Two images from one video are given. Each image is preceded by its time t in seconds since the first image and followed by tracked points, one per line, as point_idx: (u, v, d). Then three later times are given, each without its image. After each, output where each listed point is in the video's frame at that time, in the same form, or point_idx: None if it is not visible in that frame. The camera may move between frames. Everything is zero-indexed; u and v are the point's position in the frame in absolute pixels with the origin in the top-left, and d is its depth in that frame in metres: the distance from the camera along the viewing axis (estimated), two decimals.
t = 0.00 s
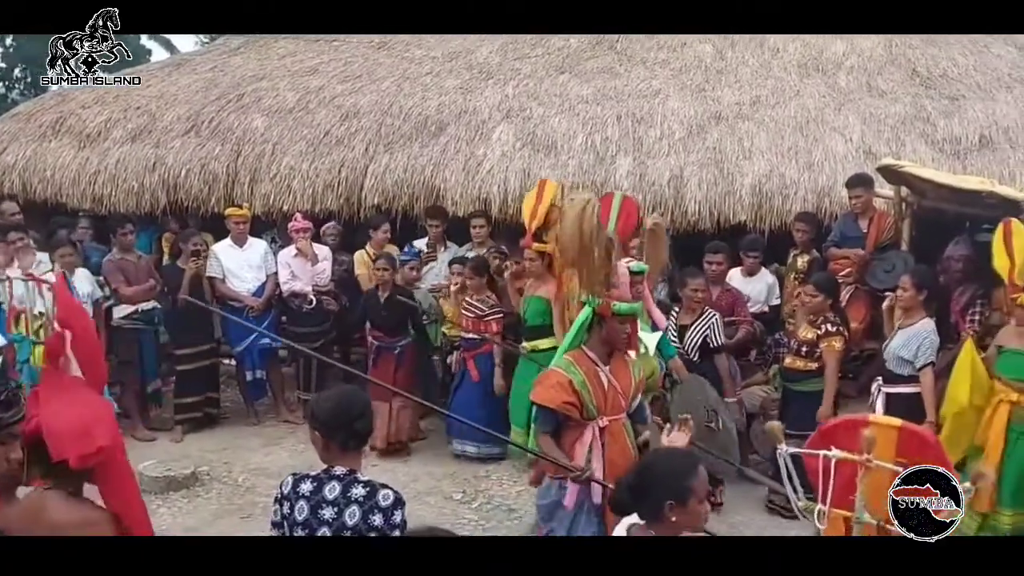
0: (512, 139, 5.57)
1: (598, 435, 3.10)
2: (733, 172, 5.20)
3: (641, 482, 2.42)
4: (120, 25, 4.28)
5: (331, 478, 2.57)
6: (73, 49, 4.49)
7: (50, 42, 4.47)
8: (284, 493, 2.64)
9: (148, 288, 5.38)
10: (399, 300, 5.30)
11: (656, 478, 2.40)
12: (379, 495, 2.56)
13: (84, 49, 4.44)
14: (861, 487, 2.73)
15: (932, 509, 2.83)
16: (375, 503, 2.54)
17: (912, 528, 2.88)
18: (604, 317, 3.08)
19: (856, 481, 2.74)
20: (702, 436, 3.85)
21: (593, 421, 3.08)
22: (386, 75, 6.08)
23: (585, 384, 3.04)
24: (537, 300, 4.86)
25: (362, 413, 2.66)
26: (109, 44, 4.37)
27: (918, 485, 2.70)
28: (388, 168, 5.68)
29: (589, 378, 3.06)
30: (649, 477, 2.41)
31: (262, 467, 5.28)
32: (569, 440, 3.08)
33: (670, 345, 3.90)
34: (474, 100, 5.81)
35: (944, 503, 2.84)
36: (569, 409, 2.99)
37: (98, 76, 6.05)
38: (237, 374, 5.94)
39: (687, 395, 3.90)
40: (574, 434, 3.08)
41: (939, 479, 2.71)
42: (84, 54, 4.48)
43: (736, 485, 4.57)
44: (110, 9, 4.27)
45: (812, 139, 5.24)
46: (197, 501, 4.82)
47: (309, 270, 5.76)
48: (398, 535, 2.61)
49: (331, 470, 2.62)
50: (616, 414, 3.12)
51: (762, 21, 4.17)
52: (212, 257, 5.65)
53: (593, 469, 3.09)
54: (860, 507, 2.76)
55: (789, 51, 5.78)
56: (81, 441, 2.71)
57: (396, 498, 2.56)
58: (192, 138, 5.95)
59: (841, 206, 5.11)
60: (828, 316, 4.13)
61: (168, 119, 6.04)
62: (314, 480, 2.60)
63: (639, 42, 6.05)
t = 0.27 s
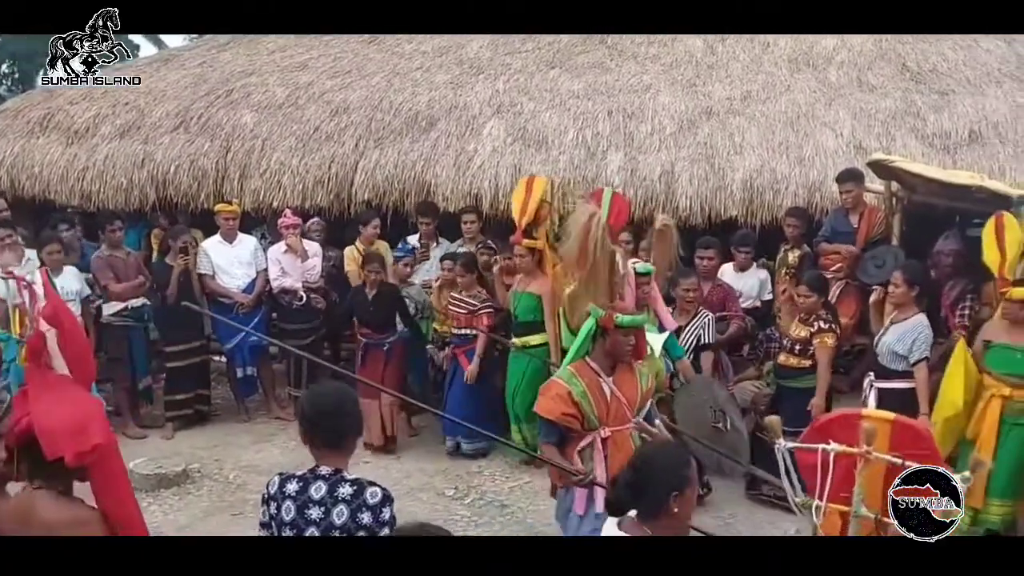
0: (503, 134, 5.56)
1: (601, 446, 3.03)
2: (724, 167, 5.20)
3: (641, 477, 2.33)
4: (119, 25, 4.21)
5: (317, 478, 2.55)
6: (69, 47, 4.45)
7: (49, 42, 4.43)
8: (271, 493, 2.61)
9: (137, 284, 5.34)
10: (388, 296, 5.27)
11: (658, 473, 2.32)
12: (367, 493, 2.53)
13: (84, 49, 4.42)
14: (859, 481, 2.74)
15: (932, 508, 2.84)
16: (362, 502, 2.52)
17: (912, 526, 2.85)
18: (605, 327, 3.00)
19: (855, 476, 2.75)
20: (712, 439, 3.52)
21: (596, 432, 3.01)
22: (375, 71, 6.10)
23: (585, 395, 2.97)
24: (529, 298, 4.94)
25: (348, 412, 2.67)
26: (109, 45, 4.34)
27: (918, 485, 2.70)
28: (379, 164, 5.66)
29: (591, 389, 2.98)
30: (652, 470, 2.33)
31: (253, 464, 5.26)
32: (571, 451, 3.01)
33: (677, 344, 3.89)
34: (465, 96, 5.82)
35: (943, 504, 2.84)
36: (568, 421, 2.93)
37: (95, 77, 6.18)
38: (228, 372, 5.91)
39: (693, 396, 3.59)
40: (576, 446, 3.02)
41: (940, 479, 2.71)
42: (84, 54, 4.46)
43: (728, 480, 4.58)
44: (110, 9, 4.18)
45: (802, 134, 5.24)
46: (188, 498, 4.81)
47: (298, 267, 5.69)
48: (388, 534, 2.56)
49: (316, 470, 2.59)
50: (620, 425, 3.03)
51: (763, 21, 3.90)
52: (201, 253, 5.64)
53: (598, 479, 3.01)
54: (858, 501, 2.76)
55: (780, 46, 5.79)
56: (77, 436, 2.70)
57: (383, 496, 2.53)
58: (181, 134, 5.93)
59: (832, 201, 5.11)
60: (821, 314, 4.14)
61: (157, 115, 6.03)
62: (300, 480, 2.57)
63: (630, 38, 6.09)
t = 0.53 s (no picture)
0: (494, 130, 5.57)
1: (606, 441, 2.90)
2: (714, 163, 5.19)
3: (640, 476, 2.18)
4: (118, 24, 4.43)
5: (302, 476, 2.54)
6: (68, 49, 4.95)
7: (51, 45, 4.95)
8: (257, 493, 2.61)
9: (126, 280, 5.32)
10: (377, 292, 5.25)
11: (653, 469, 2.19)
12: (351, 491, 2.52)
13: (85, 48, 4.93)
14: (859, 484, 2.60)
15: (932, 508, 2.65)
16: (346, 499, 2.51)
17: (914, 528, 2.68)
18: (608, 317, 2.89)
19: (853, 479, 2.61)
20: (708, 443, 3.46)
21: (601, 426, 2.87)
22: (365, 66, 6.17)
23: (591, 387, 2.85)
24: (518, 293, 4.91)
25: (341, 410, 2.65)
26: (108, 41, 4.82)
27: (917, 486, 2.57)
28: (369, 159, 5.63)
29: (596, 381, 2.85)
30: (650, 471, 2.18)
31: (244, 461, 5.26)
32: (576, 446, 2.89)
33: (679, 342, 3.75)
34: (455, 91, 5.86)
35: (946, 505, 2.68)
36: (573, 412, 2.80)
37: (95, 77, 6.30)
38: (217, 368, 5.90)
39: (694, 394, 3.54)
40: (580, 441, 2.90)
41: (941, 479, 2.57)
42: (84, 53, 5.00)
43: (719, 476, 4.60)
44: (108, 11, 4.35)
45: (792, 130, 5.25)
46: (179, 495, 4.80)
47: (289, 264, 5.68)
48: (373, 532, 2.55)
49: (301, 468, 2.59)
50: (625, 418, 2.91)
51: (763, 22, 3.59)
52: (190, 249, 5.62)
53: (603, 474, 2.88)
54: (856, 504, 2.61)
55: (770, 43, 5.83)
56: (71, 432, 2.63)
57: (368, 493, 2.53)
58: (170, 130, 5.91)
59: (823, 196, 5.09)
60: (811, 309, 4.17)
61: (146, 110, 6.04)
62: (285, 479, 2.57)
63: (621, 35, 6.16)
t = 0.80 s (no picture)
0: (483, 125, 5.56)
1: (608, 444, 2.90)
2: (704, 158, 5.19)
3: (639, 475, 2.21)
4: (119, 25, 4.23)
5: (291, 472, 2.55)
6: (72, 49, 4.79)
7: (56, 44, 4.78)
8: (249, 488, 2.62)
9: (113, 276, 5.29)
10: (365, 286, 5.25)
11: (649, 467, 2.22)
12: (339, 486, 2.52)
13: (85, 48, 4.74)
14: (861, 480, 2.61)
15: (932, 508, 2.67)
16: (335, 495, 2.50)
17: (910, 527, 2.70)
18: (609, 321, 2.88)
19: (856, 474, 2.62)
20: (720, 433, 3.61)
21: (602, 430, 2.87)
22: (354, 60, 6.16)
23: (590, 391, 2.85)
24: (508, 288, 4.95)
25: (333, 404, 2.62)
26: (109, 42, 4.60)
27: (918, 486, 2.57)
28: (358, 154, 5.61)
29: (596, 384, 2.85)
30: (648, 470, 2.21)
31: (232, 457, 5.24)
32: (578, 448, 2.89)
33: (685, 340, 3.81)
34: (444, 86, 5.85)
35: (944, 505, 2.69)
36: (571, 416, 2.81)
37: (94, 77, 6.20)
38: (206, 364, 5.88)
39: (701, 394, 3.62)
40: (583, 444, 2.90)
41: (940, 479, 2.58)
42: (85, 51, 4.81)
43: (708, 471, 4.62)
44: (110, 10, 4.20)
45: (782, 126, 5.25)
46: (167, 492, 4.77)
47: (278, 260, 5.64)
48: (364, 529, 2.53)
49: (290, 463, 2.58)
50: (628, 421, 2.88)
51: (763, 22, 3.55)
52: (178, 245, 5.58)
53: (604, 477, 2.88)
54: (857, 498, 2.64)
55: (759, 38, 5.84)
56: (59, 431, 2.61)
57: (357, 488, 2.52)
58: (157, 124, 5.88)
59: (812, 191, 5.10)
60: (800, 302, 4.18)
61: (133, 105, 6.02)
62: (275, 475, 2.58)
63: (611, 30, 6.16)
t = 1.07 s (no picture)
0: (473, 122, 5.56)
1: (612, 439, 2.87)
2: (694, 156, 5.19)
3: (630, 480, 2.23)
4: (118, 24, 4.31)
5: (283, 470, 2.56)
6: (72, 49, 4.87)
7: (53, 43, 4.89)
8: (243, 486, 2.63)
9: (101, 274, 5.26)
10: (355, 283, 5.25)
11: (639, 472, 2.24)
12: (331, 484, 2.51)
13: (81, 46, 4.82)
14: (850, 484, 2.63)
15: (932, 508, 2.76)
16: (327, 493, 2.50)
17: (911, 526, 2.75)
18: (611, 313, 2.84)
19: (846, 478, 2.64)
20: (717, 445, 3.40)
21: (606, 424, 2.85)
22: (344, 57, 6.13)
23: (598, 384, 2.82)
24: (498, 284, 4.97)
25: (325, 405, 2.61)
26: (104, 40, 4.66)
27: (918, 485, 2.61)
28: (348, 151, 5.60)
29: (602, 378, 2.83)
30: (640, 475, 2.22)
31: (222, 455, 5.22)
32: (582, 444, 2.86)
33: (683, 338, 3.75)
34: (435, 83, 5.84)
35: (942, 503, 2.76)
36: (577, 410, 2.77)
37: (93, 77, 6.19)
38: (195, 362, 5.92)
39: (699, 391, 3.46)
40: (586, 439, 2.87)
41: (937, 479, 2.64)
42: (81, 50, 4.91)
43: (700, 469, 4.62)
44: (110, 9, 4.29)
45: (772, 123, 5.25)
46: (156, 490, 4.75)
47: (267, 256, 5.61)
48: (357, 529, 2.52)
49: (282, 461, 2.60)
50: (632, 416, 2.90)
51: (763, 22, 3.60)
52: (167, 241, 5.60)
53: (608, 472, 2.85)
54: (846, 501, 2.64)
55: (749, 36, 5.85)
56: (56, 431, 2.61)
57: (349, 486, 2.51)
58: (146, 121, 5.86)
59: (802, 189, 5.12)
60: (791, 300, 4.19)
61: (122, 101, 6.00)
62: (267, 472, 2.59)
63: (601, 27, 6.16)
